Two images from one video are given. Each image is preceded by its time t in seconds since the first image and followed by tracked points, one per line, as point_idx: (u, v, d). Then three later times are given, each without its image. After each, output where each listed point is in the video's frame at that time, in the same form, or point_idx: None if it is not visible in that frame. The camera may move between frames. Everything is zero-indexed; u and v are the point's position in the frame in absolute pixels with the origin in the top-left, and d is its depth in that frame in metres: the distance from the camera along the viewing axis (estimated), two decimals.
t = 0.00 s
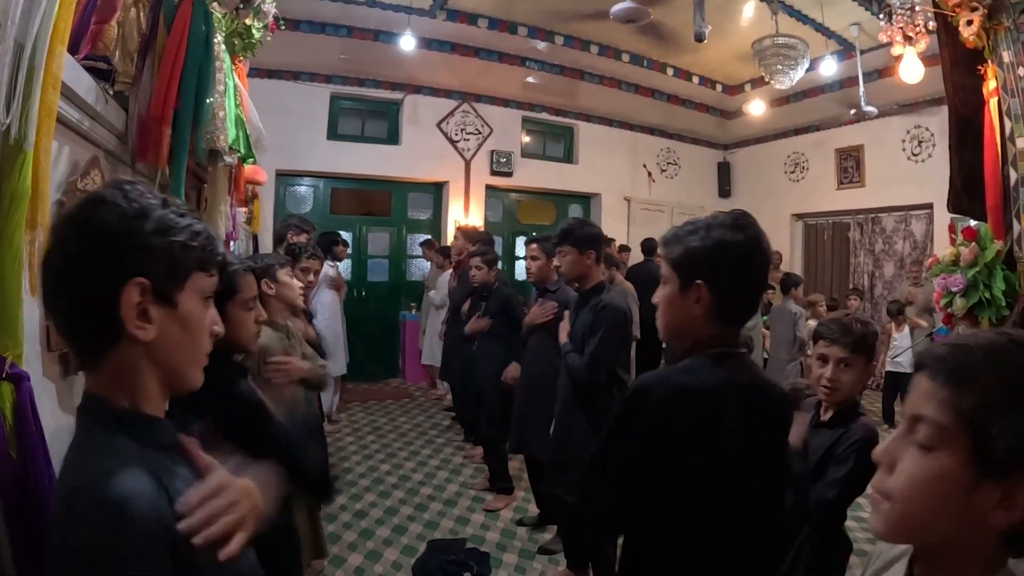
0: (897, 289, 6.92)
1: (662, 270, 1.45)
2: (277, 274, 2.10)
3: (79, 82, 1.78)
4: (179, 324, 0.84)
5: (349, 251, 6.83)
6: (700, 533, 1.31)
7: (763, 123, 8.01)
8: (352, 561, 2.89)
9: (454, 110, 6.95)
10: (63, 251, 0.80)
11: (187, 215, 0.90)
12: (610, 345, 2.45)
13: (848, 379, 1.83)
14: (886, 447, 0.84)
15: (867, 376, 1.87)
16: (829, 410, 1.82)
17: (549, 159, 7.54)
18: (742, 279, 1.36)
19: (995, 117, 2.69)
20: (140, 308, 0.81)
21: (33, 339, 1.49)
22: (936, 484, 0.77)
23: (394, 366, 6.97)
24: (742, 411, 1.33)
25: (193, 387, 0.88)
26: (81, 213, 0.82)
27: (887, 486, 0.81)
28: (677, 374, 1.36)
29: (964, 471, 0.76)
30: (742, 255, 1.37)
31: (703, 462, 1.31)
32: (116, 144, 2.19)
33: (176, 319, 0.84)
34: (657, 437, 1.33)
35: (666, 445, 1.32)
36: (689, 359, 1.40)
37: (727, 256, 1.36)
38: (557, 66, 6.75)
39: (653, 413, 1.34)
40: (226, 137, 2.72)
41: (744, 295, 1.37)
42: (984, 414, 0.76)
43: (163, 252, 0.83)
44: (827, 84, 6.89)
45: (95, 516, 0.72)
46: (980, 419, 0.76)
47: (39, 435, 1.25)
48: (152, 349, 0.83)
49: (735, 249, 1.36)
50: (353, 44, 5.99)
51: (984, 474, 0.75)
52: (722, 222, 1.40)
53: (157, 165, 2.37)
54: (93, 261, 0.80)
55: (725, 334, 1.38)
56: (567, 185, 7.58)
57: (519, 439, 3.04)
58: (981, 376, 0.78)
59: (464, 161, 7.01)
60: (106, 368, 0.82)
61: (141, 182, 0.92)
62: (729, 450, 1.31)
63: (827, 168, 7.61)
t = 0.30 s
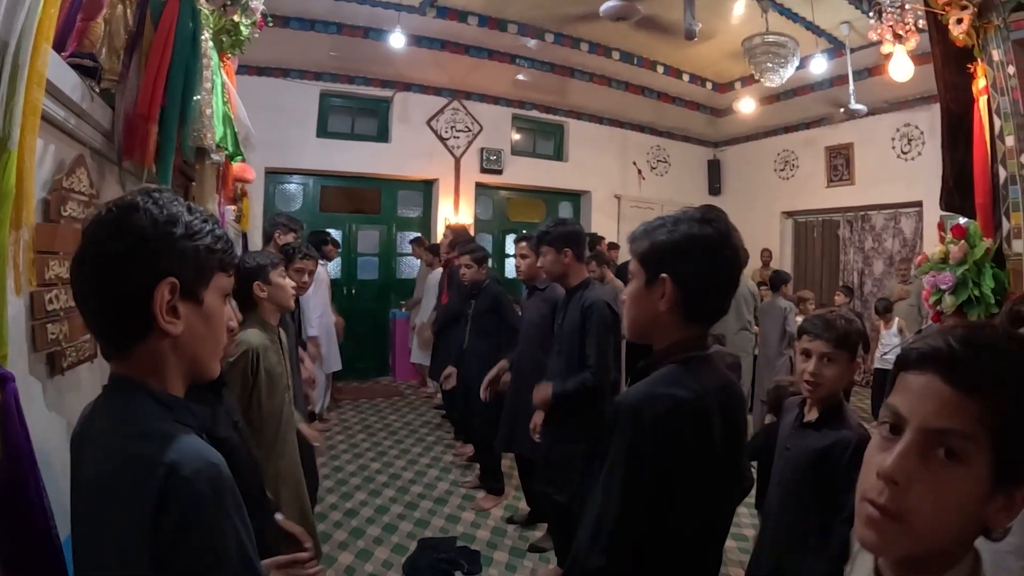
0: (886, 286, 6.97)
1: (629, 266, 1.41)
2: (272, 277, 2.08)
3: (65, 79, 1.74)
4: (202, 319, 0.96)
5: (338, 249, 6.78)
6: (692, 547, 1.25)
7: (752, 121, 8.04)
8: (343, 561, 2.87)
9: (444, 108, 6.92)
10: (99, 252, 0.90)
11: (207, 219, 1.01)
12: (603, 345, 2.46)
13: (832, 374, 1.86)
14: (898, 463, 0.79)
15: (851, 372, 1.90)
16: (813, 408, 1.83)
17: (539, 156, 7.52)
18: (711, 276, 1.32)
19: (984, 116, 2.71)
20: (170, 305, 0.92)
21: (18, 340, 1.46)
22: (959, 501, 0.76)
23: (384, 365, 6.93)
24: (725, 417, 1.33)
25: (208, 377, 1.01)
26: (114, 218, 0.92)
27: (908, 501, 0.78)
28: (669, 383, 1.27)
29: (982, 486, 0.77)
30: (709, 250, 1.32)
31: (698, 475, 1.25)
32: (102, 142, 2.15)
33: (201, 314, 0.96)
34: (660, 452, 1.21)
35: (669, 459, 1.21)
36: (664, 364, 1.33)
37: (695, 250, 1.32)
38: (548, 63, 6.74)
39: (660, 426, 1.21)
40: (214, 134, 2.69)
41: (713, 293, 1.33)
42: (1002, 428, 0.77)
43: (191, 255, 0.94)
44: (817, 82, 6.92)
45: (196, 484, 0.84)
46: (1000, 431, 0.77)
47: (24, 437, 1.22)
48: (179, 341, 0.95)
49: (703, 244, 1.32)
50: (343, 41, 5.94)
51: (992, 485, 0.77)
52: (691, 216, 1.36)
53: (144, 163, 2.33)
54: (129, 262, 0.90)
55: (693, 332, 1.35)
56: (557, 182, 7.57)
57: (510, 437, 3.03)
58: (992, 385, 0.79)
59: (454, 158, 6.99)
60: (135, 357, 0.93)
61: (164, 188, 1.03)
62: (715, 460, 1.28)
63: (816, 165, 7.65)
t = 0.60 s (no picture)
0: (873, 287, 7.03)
1: (613, 268, 1.41)
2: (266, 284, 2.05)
3: (49, 78, 1.71)
4: (179, 343, 0.92)
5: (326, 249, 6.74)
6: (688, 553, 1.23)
7: (740, 122, 8.08)
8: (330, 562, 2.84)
9: (432, 108, 6.89)
10: (101, 251, 0.87)
11: (216, 243, 0.98)
12: (599, 346, 2.42)
13: (818, 374, 1.85)
14: (869, 478, 0.79)
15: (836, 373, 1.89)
16: (801, 410, 1.82)
17: (527, 157, 7.51)
18: (694, 277, 1.32)
19: (971, 118, 2.73)
20: (153, 320, 0.88)
21: None
22: (933, 527, 0.74)
23: (371, 365, 6.89)
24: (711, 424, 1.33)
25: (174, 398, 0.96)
26: (124, 223, 0.89)
27: (879, 522, 0.77)
28: (668, 388, 1.25)
29: (964, 517, 0.73)
30: (692, 251, 1.32)
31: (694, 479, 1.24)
32: (87, 141, 2.11)
33: (180, 337, 0.92)
34: (665, 456, 1.19)
35: (672, 463, 1.19)
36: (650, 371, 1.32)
37: (678, 251, 1.32)
38: (536, 64, 6.74)
39: (668, 428, 1.19)
40: (199, 134, 2.66)
41: (697, 294, 1.32)
42: (993, 458, 0.73)
43: (187, 275, 0.90)
44: (805, 84, 6.97)
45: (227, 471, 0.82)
46: (986, 457, 0.73)
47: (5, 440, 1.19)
48: (152, 359, 0.90)
49: (686, 244, 1.32)
50: (331, 40, 5.90)
51: (978, 517, 0.73)
52: (673, 218, 1.36)
53: (129, 163, 2.30)
54: (126, 268, 0.87)
55: (678, 334, 1.34)
56: (546, 182, 7.57)
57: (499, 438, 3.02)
58: (984, 411, 0.75)
59: (441, 158, 6.96)
60: (113, 357, 0.89)
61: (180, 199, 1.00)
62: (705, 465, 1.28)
63: (804, 166, 7.70)
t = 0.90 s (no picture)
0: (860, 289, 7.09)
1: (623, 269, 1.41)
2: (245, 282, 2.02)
3: (36, 79, 1.68)
4: (163, 405, 0.76)
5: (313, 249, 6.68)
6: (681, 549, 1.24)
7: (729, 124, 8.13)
8: (318, 565, 2.81)
9: (421, 108, 6.87)
10: (117, 278, 0.74)
11: (248, 300, 0.82)
12: (593, 347, 2.43)
13: (800, 377, 1.87)
14: (898, 492, 0.79)
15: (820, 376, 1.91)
16: (786, 412, 1.82)
17: (516, 158, 7.50)
18: (698, 280, 1.31)
19: (959, 123, 2.76)
20: (140, 369, 0.73)
21: None
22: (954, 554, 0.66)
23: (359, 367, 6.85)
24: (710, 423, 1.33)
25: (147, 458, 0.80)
26: (148, 253, 0.74)
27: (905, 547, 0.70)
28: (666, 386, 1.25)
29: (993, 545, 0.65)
30: (696, 253, 1.31)
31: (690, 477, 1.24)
32: (74, 142, 2.08)
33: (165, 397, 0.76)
34: (659, 454, 1.19)
35: (666, 460, 1.20)
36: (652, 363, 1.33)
37: (682, 253, 1.31)
38: (525, 65, 6.73)
39: (660, 426, 1.19)
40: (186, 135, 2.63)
41: (702, 294, 1.31)
42: None
43: (194, 330, 0.74)
44: (794, 87, 7.03)
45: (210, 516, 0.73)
46: (1014, 485, 0.71)
47: None
48: (131, 412, 0.75)
49: (690, 247, 1.31)
50: (320, 41, 5.87)
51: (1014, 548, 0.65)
52: (678, 222, 1.36)
53: (116, 164, 2.27)
54: (134, 306, 0.73)
55: (684, 336, 1.33)
56: (535, 184, 7.57)
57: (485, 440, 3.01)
58: None
59: (430, 159, 6.93)
60: (93, 388, 0.75)
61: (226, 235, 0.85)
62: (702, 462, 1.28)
63: (792, 168, 7.76)
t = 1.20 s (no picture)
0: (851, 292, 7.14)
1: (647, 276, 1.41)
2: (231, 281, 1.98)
3: (24, 81, 1.66)
4: (144, 430, 0.67)
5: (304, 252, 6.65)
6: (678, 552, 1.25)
7: (720, 127, 8.16)
8: (308, 570, 2.78)
9: (413, 111, 6.85)
10: (78, 288, 0.64)
11: (233, 304, 0.75)
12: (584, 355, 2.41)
13: (784, 380, 1.86)
14: (864, 503, 0.74)
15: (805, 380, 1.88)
16: (770, 415, 1.83)
17: (507, 160, 7.49)
18: (715, 289, 1.28)
19: (949, 128, 2.78)
20: (114, 396, 0.64)
21: None
22: (918, 563, 0.68)
23: (350, 369, 6.81)
24: (712, 427, 1.30)
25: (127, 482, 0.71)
26: (116, 254, 0.66)
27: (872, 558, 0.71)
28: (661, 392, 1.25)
29: (957, 553, 0.66)
30: (714, 263, 1.29)
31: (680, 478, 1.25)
32: (63, 145, 2.06)
33: (145, 426, 0.67)
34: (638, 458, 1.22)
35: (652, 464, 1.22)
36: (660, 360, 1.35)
37: (697, 263, 1.29)
38: (517, 68, 6.73)
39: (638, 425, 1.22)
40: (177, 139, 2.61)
41: (717, 303, 1.29)
42: (993, 494, 0.65)
43: (177, 344, 0.67)
44: (785, 91, 7.08)
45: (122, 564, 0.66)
46: (979, 501, 0.66)
47: None
48: (109, 445, 0.66)
49: (706, 258, 1.28)
50: (312, 42, 5.84)
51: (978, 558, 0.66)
52: (699, 232, 1.33)
53: (105, 167, 2.25)
54: (105, 322, 0.64)
55: (695, 343, 1.32)
56: (527, 187, 7.57)
57: (477, 444, 3.00)
58: (993, 446, 0.67)
59: (422, 161, 6.91)
60: (54, 420, 0.65)
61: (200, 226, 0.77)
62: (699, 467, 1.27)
63: (783, 172, 7.80)
